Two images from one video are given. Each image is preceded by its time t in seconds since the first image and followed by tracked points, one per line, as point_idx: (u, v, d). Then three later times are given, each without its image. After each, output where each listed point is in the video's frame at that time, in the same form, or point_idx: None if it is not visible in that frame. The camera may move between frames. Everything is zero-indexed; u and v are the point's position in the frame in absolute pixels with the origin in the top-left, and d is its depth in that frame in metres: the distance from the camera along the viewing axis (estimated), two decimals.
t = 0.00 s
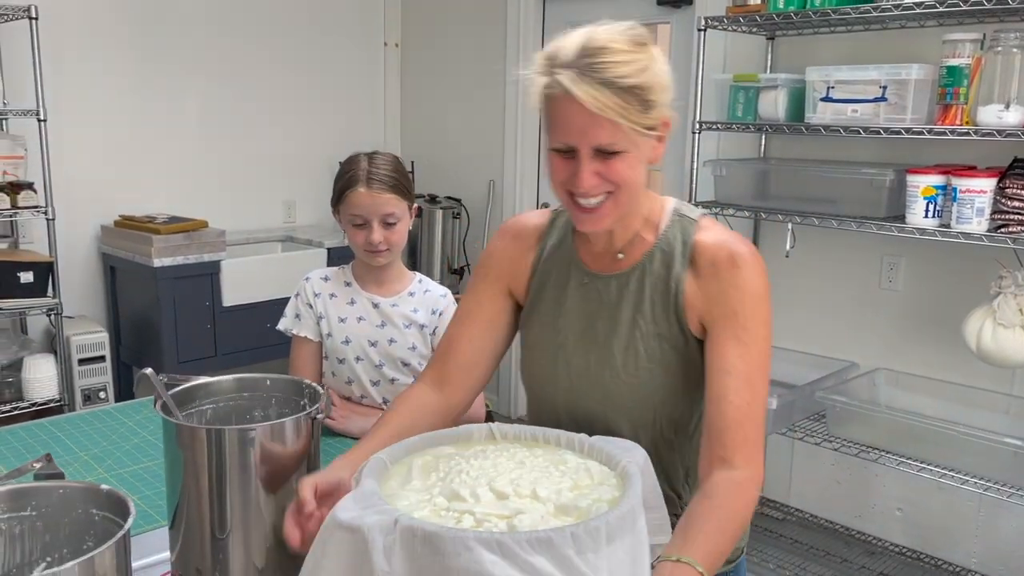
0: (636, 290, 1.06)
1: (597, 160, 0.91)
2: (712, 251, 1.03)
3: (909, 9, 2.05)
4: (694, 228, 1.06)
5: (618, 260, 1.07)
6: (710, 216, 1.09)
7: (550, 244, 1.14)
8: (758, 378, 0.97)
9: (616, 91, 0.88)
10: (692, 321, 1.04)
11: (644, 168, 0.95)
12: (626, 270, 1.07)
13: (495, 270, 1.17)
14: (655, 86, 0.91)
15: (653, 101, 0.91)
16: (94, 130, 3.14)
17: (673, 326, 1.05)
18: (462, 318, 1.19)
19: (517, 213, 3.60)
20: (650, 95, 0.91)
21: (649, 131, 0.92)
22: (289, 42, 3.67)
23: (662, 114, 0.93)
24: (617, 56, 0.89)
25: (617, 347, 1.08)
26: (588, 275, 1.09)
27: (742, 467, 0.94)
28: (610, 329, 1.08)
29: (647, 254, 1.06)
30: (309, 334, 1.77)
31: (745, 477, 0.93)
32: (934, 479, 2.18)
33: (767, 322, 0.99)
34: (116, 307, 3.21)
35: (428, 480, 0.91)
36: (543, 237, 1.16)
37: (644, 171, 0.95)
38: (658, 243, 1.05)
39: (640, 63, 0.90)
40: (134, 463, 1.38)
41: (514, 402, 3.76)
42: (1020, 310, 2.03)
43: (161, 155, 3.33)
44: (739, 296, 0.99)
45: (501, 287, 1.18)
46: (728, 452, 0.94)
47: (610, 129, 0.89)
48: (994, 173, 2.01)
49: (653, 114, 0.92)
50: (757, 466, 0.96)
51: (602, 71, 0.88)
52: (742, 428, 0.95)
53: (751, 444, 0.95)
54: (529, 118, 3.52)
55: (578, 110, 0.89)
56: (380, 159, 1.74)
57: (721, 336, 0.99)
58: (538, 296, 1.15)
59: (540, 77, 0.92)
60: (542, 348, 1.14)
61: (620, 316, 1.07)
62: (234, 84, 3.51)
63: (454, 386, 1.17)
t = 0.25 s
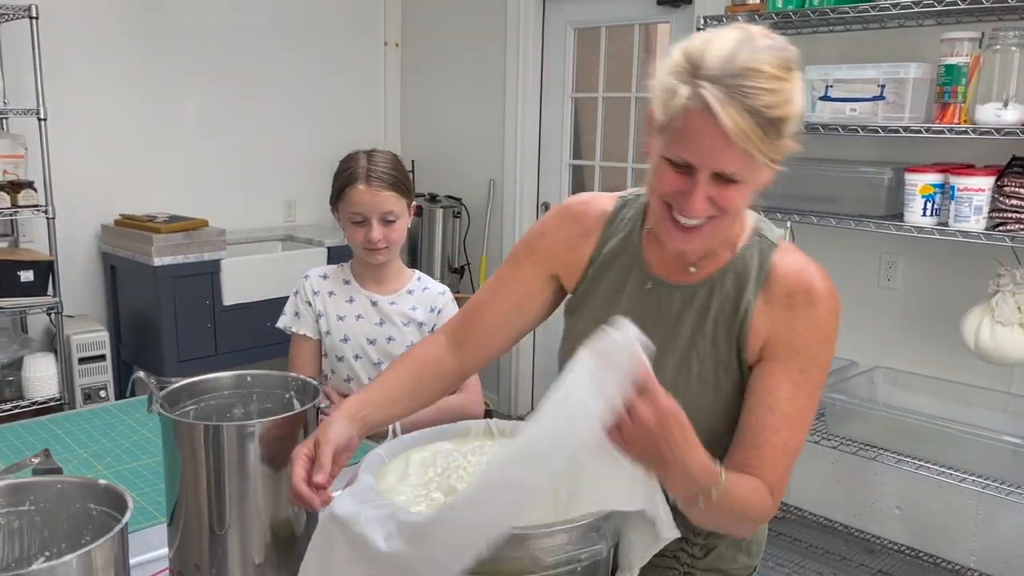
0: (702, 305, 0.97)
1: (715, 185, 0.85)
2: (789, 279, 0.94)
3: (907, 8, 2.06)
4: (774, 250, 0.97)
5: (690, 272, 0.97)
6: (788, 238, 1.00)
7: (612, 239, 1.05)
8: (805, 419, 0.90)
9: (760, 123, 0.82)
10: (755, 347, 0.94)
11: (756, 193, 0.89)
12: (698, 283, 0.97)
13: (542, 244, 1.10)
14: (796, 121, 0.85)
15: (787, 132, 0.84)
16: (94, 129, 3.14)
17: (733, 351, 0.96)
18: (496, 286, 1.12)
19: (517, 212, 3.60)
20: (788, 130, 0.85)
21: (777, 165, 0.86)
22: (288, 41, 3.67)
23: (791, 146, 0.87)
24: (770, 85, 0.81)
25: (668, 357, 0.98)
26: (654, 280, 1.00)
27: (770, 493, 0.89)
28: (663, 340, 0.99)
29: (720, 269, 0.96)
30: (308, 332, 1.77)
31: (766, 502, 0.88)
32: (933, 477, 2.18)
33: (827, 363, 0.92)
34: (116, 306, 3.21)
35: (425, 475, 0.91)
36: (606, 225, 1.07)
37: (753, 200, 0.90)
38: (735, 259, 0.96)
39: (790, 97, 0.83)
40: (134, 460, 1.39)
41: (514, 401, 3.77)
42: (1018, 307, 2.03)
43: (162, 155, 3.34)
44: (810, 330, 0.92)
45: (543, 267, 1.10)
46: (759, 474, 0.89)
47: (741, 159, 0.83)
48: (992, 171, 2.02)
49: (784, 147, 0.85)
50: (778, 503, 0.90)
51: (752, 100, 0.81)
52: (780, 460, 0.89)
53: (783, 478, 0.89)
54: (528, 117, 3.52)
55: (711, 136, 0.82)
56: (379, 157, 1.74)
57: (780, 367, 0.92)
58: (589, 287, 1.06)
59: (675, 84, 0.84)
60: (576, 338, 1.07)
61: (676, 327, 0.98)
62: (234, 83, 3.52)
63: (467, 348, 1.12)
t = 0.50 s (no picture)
0: (753, 331, 0.96)
1: (778, 233, 0.84)
2: (842, 305, 0.94)
3: (905, 7, 2.06)
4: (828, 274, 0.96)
5: (739, 300, 0.96)
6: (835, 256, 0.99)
7: (653, 253, 1.00)
8: (841, 439, 0.94)
9: (841, 185, 0.80)
10: (801, 370, 0.96)
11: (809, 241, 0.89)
12: (749, 310, 0.95)
13: (572, 253, 1.02)
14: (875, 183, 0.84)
15: (863, 192, 0.83)
16: (92, 128, 3.14)
17: (779, 374, 0.96)
18: (498, 282, 1.03)
19: (516, 211, 3.60)
20: (866, 191, 0.84)
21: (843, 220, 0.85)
22: (287, 40, 3.67)
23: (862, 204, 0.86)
24: (861, 148, 0.80)
25: (715, 382, 0.97)
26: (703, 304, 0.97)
27: (783, 505, 0.95)
28: (711, 365, 0.98)
29: (773, 295, 0.95)
30: (305, 331, 1.76)
31: (780, 512, 0.95)
32: (931, 475, 2.18)
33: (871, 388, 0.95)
34: (114, 305, 3.21)
35: (420, 474, 0.91)
36: (645, 238, 1.01)
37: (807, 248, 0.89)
38: (788, 284, 0.95)
39: (878, 160, 0.81)
40: (131, 459, 1.39)
41: (513, 400, 3.77)
42: (1016, 306, 2.03)
43: (159, 154, 3.34)
44: (858, 360, 0.94)
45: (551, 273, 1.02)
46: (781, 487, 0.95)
47: (812, 216, 0.82)
48: (990, 169, 2.02)
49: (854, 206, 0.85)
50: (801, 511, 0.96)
51: (841, 163, 0.80)
52: (806, 477, 0.95)
53: (805, 492, 0.95)
54: (527, 117, 3.52)
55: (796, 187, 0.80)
56: (381, 155, 1.76)
57: (817, 388, 0.95)
58: (627, 303, 1.02)
59: (770, 120, 0.81)
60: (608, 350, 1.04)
61: (723, 354, 0.97)
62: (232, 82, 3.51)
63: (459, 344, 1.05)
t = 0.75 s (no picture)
0: (750, 331, 0.91)
1: (721, 238, 0.80)
2: (841, 292, 0.89)
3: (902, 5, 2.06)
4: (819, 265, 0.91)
5: (735, 305, 0.92)
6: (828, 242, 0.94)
7: (642, 262, 0.96)
8: (861, 435, 0.89)
9: (767, 197, 0.74)
10: (806, 368, 0.91)
11: (776, 246, 0.82)
12: (742, 312, 0.91)
13: (559, 269, 0.98)
14: (823, 190, 0.75)
15: (813, 202, 0.76)
16: (90, 128, 3.14)
17: (784, 374, 0.92)
18: (481, 303, 0.98)
19: (514, 210, 3.60)
20: (814, 199, 0.75)
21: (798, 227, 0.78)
22: (284, 40, 3.67)
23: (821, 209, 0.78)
24: (783, 158, 0.72)
25: (721, 392, 0.93)
26: (697, 309, 0.93)
27: (814, 511, 0.90)
28: (713, 372, 0.93)
29: (766, 293, 0.91)
30: (302, 332, 1.76)
31: (819, 516, 0.90)
32: (929, 473, 2.18)
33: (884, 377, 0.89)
34: (113, 305, 3.21)
35: (418, 474, 0.91)
36: (631, 248, 0.97)
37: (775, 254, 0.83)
38: (780, 280, 0.90)
39: (814, 166, 0.73)
40: (129, 460, 1.39)
41: (512, 400, 3.77)
42: (1014, 304, 2.03)
43: (157, 154, 3.34)
44: (866, 350, 0.88)
45: (537, 291, 0.98)
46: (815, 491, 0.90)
47: (741, 224, 0.77)
48: (987, 167, 2.02)
49: (808, 214, 0.77)
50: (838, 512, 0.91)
51: (759, 172, 0.73)
52: (839, 478, 0.90)
53: (842, 493, 0.90)
54: (525, 116, 3.52)
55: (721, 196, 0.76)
56: (390, 160, 1.80)
57: (827, 385, 0.89)
58: (623, 315, 0.98)
59: (696, 124, 0.77)
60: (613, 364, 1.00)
61: (725, 360, 0.92)
62: (229, 82, 3.51)
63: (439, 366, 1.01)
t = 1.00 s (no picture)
0: (735, 301, 0.97)
1: (635, 211, 0.88)
2: (819, 254, 0.95)
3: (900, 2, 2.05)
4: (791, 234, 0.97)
5: (709, 279, 0.98)
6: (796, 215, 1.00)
7: (623, 251, 1.02)
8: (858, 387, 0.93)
9: (649, 161, 0.83)
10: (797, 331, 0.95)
11: (699, 216, 0.89)
12: (719, 284, 0.97)
13: (543, 268, 1.05)
14: (703, 148, 0.83)
15: (700, 161, 0.84)
16: (87, 127, 3.13)
17: (775, 341, 0.96)
18: (474, 305, 1.06)
19: (512, 208, 3.59)
20: (699, 157, 0.84)
21: (694, 190, 0.86)
22: (282, 38, 3.66)
23: (716, 169, 0.85)
24: (654, 121, 0.82)
25: (716, 368, 0.97)
26: (681, 287, 0.99)
27: (825, 469, 0.94)
28: (705, 346, 0.97)
29: (743, 262, 0.97)
30: (300, 331, 1.77)
31: (834, 477, 0.94)
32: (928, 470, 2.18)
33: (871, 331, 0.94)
34: (110, 305, 3.21)
35: (416, 473, 0.91)
36: (609, 241, 1.03)
37: (700, 219, 0.89)
38: (753, 253, 0.97)
39: (686, 126, 0.82)
40: (127, 460, 1.39)
41: (510, 398, 3.76)
42: (1012, 300, 2.03)
43: (155, 153, 3.33)
44: (851, 305, 0.93)
45: (525, 292, 1.05)
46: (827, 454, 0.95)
47: (641, 192, 0.85)
48: (985, 164, 2.02)
49: (701, 174, 0.85)
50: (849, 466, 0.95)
51: (634, 138, 0.83)
52: (847, 435, 0.94)
53: (853, 450, 0.94)
54: (523, 114, 3.52)
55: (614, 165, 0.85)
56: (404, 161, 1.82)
57: (821, 344, 0.94)
58: (611, 304, 1.03)
59: (592, 101, 0.87)
60: (611, 356, 1.04)
61: (716, 334, 0.97)
62: (227, 81, 3.51)
63: (440, 365, 1.07)
